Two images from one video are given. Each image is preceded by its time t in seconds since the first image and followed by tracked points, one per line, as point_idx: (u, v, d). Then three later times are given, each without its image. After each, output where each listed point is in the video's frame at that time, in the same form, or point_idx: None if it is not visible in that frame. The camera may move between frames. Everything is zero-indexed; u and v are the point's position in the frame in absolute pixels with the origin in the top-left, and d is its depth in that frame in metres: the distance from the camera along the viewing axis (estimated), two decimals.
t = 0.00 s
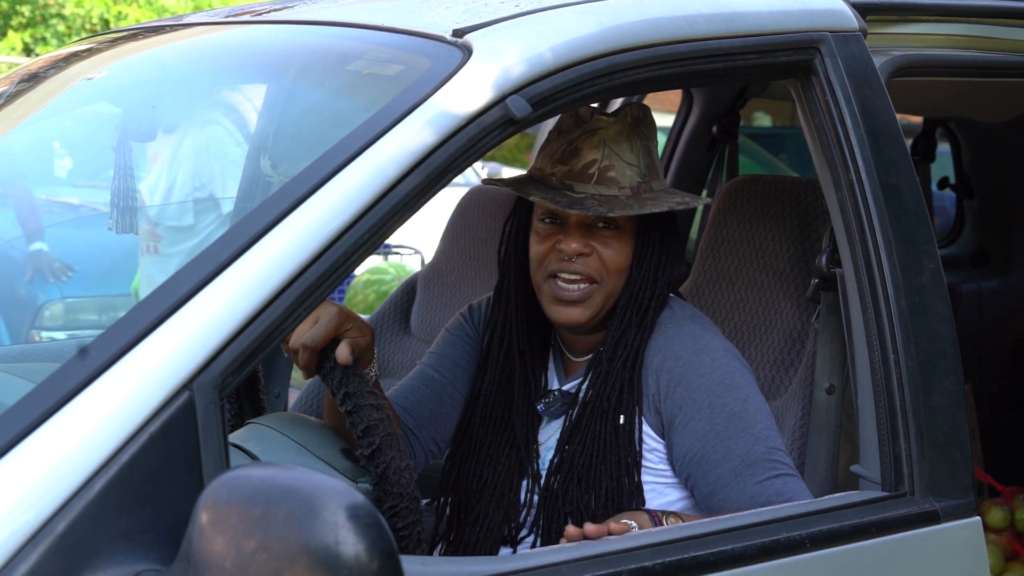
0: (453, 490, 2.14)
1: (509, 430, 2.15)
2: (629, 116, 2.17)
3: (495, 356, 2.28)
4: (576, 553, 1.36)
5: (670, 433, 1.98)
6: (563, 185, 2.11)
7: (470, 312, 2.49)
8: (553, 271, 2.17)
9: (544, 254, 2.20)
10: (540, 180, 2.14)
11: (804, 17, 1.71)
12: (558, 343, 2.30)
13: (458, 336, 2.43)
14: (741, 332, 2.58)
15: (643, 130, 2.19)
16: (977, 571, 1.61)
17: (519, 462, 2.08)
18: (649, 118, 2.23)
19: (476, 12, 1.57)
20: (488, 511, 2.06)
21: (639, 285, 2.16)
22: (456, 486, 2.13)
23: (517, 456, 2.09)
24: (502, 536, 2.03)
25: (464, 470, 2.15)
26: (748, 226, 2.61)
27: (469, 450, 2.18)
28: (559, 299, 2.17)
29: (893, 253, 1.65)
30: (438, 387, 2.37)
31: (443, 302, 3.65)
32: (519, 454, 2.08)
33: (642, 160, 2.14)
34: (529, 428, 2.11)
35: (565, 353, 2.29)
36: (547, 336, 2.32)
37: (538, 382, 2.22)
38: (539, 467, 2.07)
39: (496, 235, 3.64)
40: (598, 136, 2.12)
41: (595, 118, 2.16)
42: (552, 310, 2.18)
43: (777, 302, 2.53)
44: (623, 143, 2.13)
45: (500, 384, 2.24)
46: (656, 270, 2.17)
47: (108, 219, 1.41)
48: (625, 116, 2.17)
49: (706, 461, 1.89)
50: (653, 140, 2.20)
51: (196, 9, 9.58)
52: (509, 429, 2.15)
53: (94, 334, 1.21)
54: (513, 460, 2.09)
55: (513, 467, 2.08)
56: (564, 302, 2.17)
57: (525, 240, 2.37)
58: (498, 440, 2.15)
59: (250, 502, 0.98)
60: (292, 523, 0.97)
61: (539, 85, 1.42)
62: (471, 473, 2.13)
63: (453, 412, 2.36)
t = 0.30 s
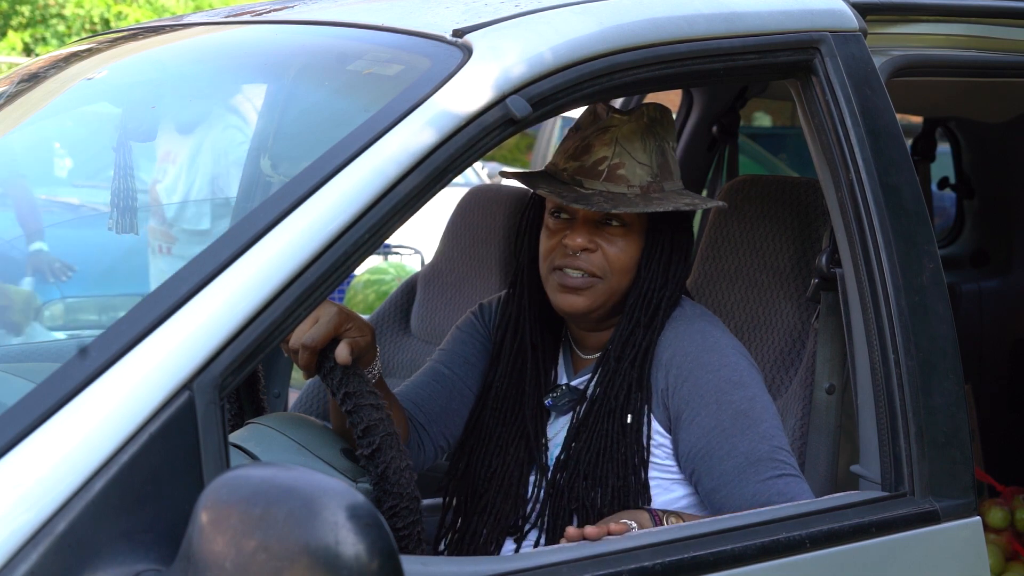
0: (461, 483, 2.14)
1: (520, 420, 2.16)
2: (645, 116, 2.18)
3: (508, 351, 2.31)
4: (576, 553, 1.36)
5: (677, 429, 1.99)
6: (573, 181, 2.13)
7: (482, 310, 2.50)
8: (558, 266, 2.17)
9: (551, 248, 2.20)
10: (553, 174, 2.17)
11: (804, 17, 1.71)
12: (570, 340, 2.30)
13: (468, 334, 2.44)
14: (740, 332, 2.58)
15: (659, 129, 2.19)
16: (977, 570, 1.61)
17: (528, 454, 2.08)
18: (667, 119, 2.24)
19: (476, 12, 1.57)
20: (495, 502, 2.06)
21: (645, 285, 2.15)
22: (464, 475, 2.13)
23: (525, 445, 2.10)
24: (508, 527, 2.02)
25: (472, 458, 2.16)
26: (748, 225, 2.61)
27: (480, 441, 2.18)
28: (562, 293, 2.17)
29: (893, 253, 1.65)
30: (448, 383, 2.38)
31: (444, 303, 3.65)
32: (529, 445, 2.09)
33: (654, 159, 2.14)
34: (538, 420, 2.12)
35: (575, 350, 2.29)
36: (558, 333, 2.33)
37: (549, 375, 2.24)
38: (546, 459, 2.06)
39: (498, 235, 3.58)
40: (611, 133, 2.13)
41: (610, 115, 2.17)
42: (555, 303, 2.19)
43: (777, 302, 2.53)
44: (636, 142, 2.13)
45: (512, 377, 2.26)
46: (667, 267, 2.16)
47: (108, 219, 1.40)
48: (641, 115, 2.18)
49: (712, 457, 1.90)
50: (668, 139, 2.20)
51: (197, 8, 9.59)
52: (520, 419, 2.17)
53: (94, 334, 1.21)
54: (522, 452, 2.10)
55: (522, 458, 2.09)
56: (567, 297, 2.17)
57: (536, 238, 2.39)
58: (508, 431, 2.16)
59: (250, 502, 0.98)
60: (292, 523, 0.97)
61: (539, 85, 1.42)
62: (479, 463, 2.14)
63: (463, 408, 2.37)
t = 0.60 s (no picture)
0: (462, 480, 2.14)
1: (524, 415, 2.16)
2: (657, 113, 2.21)
3: (514, 344, 2.30)
4: (576, 553, 1.36)
5: (688, 423, 2.00)
6: (585, 170, 2.13)
7: (481, 307, 2.48)
8: (569, 255, 2.17)
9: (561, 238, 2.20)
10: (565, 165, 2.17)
11: (804, 17, 1.71)
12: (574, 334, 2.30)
13: (469, 332, 2.44)
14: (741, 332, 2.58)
15: (671, 127, 2.21)
16: (977, 570, 1.61)
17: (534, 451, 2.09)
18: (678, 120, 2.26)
19: (476, 12, 1.57)
20: (499, 498, 2.03)
21: (655, 277, 2.15)
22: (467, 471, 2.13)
23: (533, 441, 2.10)
24: (512, 524, 2.00)
25: (474, 452, 2.15)
26: (748, 225, 2.61)
27: (484, 437, 2.18)
28: (572, 283, 2.17)
29: (893, 253, 1.65)
30: (448, 381, 2.38)
31: (444, 303, 3.65)
32: (534, 441, 2.10)
33: (666, 154, 2.15)
34: (544, 415, 2.12)
35: (580, 347, 2.27)
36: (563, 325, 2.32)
37: (552, 368, 2.23)
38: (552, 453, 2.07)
39: (497, 235, 3.57)
40: (624, 126, 2.14)
41: (623, 111, 2.19)
42: (566, 292, 2.18)
43: (777, 302, 2.53)
44: (649, 135, 2.15)
45: (518, 368, 2.25)
46: (675, 262, 2.17)
47: (108, 219, 1.41)
48: (653, 111, 2.20)
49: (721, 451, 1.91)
50: (679, 138, 2.22)
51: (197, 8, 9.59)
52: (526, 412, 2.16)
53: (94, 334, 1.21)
54: (528, 448, 2.10)
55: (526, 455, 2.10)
56: (577, 286, 2.17)
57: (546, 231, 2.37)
58: (512, 427, 2.16)
59: (250, 502, 0.98)
60: (292, 523, 0.97)
61: (539, 85, 1.42)
62: (482, 458, 2.13)
63: (461, 405, 2.37)
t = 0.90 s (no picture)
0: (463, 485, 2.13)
1: (528, 420, 2.13)
2: (662, 110, 2.25)
3: (518, 346, 2.27)
4: (577, 553, 1.36)
5: (692, 423, 2.00)
6: (600, 167, 2.15)
7: (483, 310, 2.48)
8: (588, 253, 2.16)
9: (576, 238, 2.19)
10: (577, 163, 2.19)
11: (804, 17, 1.71)
12: (576, 334, 2.31)
13: (470, 335, 2.44)
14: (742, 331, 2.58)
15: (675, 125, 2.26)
16: (977, 571, 1.61)
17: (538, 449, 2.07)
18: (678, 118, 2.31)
19: (476, 12, 1.57)
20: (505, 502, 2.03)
21: (668, 271, 2.17)
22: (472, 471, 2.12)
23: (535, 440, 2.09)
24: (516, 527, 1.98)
25: (477, 456, 2.14)
26: (748, 224, 2.62)
27: (486, 440, 2.16)
28: (592, 282, 2.16)
29: (893, 253, 1.65)
30: (449, 383, 2.38)
31: (444, 304, 3.65)
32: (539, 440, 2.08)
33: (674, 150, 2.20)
34: (549, 417, 2.11)
35: (581, 345, 2.28)
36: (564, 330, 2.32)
37: (554, 371, 2.21)
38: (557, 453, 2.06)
39: (497, 235, 3.57)
40: (636, 122, 2.18)
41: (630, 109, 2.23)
42: (585, 292, 2.16)
43: (777, 303, 2.52)
44: (658, 132, 2.19)
45: (522, 372, 2.21)
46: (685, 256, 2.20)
47: (108, 219, 1.41)
48: (658, 109, 2.25)
49: (726, 450, 1.91)
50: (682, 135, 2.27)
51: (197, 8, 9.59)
52: (528, 414, 2.13)
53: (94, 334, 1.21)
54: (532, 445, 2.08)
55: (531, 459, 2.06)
56: (596, 284, 2.15)
57: (552, 231, 2.37)
58: (515, 429, 2.13)
59: (250, 502, 0.98)
60: (292, 523, 0.97)
61: (539, 85, 1.42)
62: (485, 461, 2.12)
63: (465, 407, 2.38)
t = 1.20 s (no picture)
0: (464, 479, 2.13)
1: (527, 415, 2.15)
2: (688, 117, 2.25)
3: (523, 338, 2.29)
4: (577, 553, 1.36)
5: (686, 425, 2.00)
6: (617, 165, 2.14)
7: (484, 308, 2.48)
8: (592, 248, 2.16)
9: (583, 232, 2.19)
10: (595, 158, 2.18)
11: (803, 17, 1.71)
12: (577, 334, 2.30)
13: (472, 330, 2.44)
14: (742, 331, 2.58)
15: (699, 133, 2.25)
16: (977, 570, 1.61)
17: (534, 448, 2.08)
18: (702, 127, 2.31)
19: (476, 12, 1.57)
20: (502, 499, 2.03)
21: (670, 280, 2.16)
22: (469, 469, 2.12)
23: (533, 437, 2.10)
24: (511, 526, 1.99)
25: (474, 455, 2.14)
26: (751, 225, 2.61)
27: (487, 432, 2.17)
28: (591, 278, 2.16)
29: (893, 253, 1.65)
30: (451, 378, 2.38)
31: (444, 303, 3.65)
32: (537, 442, 2.08)
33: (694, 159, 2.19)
34: (545, 413, 2.12)
35: (581, 344, 2.28)
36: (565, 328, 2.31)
37: (554, 369, 2.21)
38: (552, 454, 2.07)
39: (497, 234, 3.56)
40: (659, 126, 2.18)
41: (657, 112, 2.23)
42: (585, 286, 2.16)
43: (777, 301, 2.52)
44: (680, 140, 2.18)
45: (525, 363, 2.24)
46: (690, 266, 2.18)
47: (109, 220, 1.42)
48: (685, 116, 2.24)
49: (721, 451, 1.91)
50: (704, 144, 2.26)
51: (197, 9, 9.60)
52: (529, 412, 2.15)
53: (94, 334, 1.21)
54: (529, 442, 2.09)
55: (528, 458, 2.07)
56: (596, 279, 2.15)
57: (564, 225, 2.37)
58: (516, 423, 2.15)
59: (250, 502, 0.98)
60: (292, 523, 0.97)
61: (539, 85, 1.42)
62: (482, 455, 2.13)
63: (466, 404, 2.38)
